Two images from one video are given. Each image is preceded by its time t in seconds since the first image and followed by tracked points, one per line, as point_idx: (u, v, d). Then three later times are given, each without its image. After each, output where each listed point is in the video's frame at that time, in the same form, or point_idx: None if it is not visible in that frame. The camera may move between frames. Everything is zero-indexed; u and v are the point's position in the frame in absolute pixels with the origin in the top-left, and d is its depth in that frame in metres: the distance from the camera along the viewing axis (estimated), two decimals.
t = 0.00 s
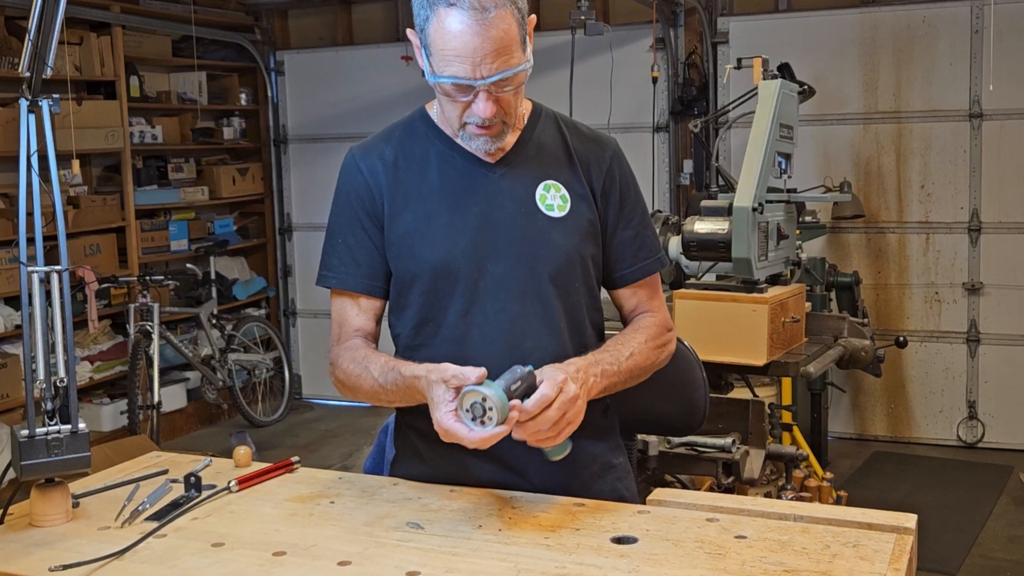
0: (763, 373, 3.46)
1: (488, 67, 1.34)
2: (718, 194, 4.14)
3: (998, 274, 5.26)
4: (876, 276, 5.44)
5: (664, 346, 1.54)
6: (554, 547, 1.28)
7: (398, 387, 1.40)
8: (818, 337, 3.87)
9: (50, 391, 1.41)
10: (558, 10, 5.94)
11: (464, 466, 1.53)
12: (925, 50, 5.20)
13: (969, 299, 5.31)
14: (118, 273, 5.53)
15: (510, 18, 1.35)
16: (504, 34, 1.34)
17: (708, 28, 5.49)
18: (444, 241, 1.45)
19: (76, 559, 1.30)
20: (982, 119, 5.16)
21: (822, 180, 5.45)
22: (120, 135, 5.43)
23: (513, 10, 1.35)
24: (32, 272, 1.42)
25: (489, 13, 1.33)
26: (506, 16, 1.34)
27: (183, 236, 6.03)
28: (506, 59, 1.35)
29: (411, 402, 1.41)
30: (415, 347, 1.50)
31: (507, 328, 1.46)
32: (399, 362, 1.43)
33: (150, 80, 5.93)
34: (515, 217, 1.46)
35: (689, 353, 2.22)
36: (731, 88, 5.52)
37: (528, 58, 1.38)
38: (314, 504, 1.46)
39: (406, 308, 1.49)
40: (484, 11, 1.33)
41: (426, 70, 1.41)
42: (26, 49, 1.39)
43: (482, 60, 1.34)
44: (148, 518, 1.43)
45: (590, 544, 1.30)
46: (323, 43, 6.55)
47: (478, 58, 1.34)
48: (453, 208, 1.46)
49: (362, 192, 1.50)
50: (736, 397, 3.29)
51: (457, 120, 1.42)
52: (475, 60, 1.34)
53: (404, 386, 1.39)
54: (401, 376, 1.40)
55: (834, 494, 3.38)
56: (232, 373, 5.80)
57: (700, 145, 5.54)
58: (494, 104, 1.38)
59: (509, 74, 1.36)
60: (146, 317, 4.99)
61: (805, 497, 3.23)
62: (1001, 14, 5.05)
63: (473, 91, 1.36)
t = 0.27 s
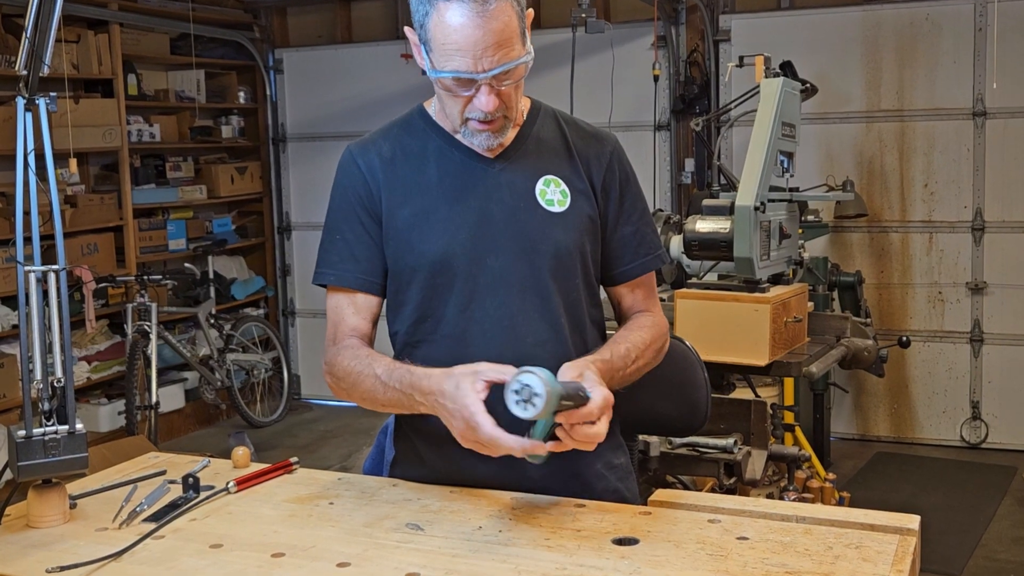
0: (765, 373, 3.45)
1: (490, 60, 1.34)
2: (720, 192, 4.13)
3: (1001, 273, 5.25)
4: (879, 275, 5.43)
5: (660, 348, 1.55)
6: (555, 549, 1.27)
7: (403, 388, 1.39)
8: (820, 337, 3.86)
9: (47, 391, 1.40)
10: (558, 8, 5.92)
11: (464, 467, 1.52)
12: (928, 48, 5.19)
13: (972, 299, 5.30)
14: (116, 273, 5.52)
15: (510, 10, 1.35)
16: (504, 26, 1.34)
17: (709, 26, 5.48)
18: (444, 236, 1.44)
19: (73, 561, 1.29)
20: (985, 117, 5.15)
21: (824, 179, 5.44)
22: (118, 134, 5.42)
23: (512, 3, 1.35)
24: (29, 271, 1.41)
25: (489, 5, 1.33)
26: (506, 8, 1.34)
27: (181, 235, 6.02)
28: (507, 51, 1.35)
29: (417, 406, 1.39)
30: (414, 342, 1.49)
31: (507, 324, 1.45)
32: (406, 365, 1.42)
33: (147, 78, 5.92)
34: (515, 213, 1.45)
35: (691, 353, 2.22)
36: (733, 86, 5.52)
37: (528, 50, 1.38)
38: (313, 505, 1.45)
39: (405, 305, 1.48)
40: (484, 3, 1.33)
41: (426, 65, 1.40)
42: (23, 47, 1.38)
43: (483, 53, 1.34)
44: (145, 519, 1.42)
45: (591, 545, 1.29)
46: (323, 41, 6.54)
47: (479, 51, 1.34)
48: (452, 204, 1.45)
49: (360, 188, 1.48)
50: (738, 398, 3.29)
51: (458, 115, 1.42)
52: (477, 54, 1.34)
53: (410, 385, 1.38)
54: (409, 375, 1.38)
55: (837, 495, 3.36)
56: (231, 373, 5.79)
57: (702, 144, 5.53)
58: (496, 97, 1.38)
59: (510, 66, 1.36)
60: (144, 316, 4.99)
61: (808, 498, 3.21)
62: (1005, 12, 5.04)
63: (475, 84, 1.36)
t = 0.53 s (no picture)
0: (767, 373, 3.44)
1: (492, 57, 1.34)
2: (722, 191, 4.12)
3: (1005, 272, 5.24)
4: (882, 275, 5.42)
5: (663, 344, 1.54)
6: (556, 550, 1.26)
7: (417, 403, 1.39)
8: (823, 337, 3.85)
9: (44, 391, 1.39)
10: (559, 7, 5.91)
11: (464, 467, 1.51)
12: (931, 46, 5.18)
13: (975, 298, 5.29)
14: (114, 272, 5.51)
15: (512, 8, 1.35)
16: (507, 24, 1.34)
17: (711, 24, 5.47)
18: (445, 236, 1.43)
19: (70, 562, 1.28)
20: (988, 116, 5.14)
21: (827, 178, 5.43)
22: (115, 133, 5.42)
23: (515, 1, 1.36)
24: (26, 271, 1.40)
25: (491, 2, 1.33)
26: (509, 6, 1.34)
27: (179, 234, 6.01)
28: (509, 49, 1.35)
29: (435, 423, 1.38)
30: (416, 344, 1.48)
31: (509, 324, 1.44)
32: (419, 377, 1.42)
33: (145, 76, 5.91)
34: (517, 213, 1.44)
35: (693, 353, 2.21)
36: (735, 85, 5.51)
37: (529, 48, 1.39)
38: (312, 506, 1.44)
39: (407, 306, 1.47)
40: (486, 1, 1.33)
41: (427, 64, 1.40)
42: (20, 45, 1.37)
43: (485, 51, 1.34)
44: (143, 520, 1.41)
45: (592, 546, 1.28)
46: (322, 38, 6.53)
47: (481, 48, 1.34)
48: (454, 204, 1.44)
49: (360, 190, 1.47)
50: (739, 398, 3.28)
51: (459, 114, 1.41)
52: (479, 51, 1.34)
53: (427, 400, 1.38)
54: (426, 390, 1.38)
55: (840, 496, 3.33)
56: (229, 373, 5.78)
57: (703, 143, 5.52)
58: (498, 95, 1.37)
59: (512, 65, 1.36)
60: (142, 316, 4.98)
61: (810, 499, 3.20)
62: (1008, 10, 5.03)
63: (477, 82, 1.36)
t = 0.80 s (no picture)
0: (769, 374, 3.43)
1: (493, 55, 1.33)
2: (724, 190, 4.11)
3: (1009, 272, 5.23)
4: (886, 274, 5.41)
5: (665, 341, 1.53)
6: (556, 552, 1.25)
7: (402, 408, 1.39)
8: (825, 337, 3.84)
9: (41, 392, 1.38)
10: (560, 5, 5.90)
11: (464, 468, 1.50)
12: (935, 44, 5.17)
13: (979, 298, 5.28)
14: (112, 272, 5.50)
15: (514, 7, 1.34)
16: (508, 22, 1.33)
17: (712, 21, 5.46)
18: (444, 235, 1.42)
19: (67, 564, 1.27)
20: (992, 114, 5.12)
21: (830, 176, 5.42)
22: (113, 131, 5.41)
23: None
24: (23, 270, 1.39)
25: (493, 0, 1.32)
26: (511, 4, 1.34)
27: (177, 233, 5.99)
28: (509, 48, 1.34)
29: (418, 427, 1.38)
30: (415, 344, 1.47)
31: (508, 324, 1.43)
32: (406, 381, 1.41)
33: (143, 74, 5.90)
34: (517, 213, 1.44)
35: (694, 353, 2.21)
36: (737, 83, 5.50)
37: (531, 48, 1.37)
38: (311, 507, 1.44)
39: (406, 305, 1.46)
40: None
41: (428, 61, 1.39)
42: (17, 43, 1.37)
43: (486, 49, 1.33)
44: (141, 521, 1.40)
45: (592, 548, 1.27)
46: (321, 37, 6.52)
47: (482, 46, 1.33)
48: (453, 202, 1.44)
49: (359, 188, 1.47)
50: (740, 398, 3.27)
51: (458, 111, 1.40)
52: (479, 49, 1.33)
53: (412, 405, 1.37)
54: (412, 396, 1.38)
55: (843, 497, 3.34)
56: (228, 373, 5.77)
57: (705, 141, 5.50)
58: (497, 94, 1.36)
59: (512, 63, 1.34)
60: (139, 316, 4.97)
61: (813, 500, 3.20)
62: (1011, 8, 5.01)
63: (477, 80, 1.35)
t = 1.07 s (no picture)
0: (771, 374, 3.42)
1: (495, 50, 1.32)
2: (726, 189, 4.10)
3: (1013, 271, 5.22)
4: (889, 274, 5.40)
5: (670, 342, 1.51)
6: (557, 553, 1.24)
7: (398, 404, 1.38)
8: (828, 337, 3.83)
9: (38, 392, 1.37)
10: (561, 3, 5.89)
11: (464, 469, 1.50)
12: (938, 43, 5.16)
13: (982, 297, 5.28)
14: (109, 271, 5.49)
15: (518, 1, 1.33)
16: (511, 17, 1.33)
17: (714, 19, 5.45)
18: (445, 232, 1.42)
19: (64, 565, 1.26)
20: (996, 113, 5.12)
21: (832, 175, 5.41)
22: (111, 129, 5.40)
23: None
24: (20, 270, 1.38)
25: None
26: None
27: (175, 233, 5.98)
28: (512, 43, 1.33)
29: (413, 423, 1.37)
30: (415, 342, 1.46)
31: (509, 322, 1.42)
32: (404, 377, 1.40)
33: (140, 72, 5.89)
34: (518, 210, 1.43)
35: (696, 354, 2.20)
36: (739, 81, 5.49)
37: (534, 44, 1.36)
38: (310, 508, 1.43)
39: (406, 303, 1.46)
40: None
41: (431, 55, 1.39)
42: (15, 41, 1.36)
43: (488, 43, 1.32)
44: (139, 522, 1.39)
45: (594, 549, 1.26)
46: (320, 35, 6.51)
47: (484, 40, 1.32)
48: (454, 199, 1.43)
49: (361, 184, 1.46)
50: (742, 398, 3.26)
51: (460, 105, 1.39)
52: (482, 43, 1.32)
53: (406, 402, 1.37)
54: (406, 392, 1.37)
55: (846, 498, 3.33)
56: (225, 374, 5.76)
57: (707, 140, 5.49)
58: (499, 89, 1.35)
59: (515, 58, 1.34)
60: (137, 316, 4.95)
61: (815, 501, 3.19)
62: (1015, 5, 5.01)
63: (479, 74, 1.34)
